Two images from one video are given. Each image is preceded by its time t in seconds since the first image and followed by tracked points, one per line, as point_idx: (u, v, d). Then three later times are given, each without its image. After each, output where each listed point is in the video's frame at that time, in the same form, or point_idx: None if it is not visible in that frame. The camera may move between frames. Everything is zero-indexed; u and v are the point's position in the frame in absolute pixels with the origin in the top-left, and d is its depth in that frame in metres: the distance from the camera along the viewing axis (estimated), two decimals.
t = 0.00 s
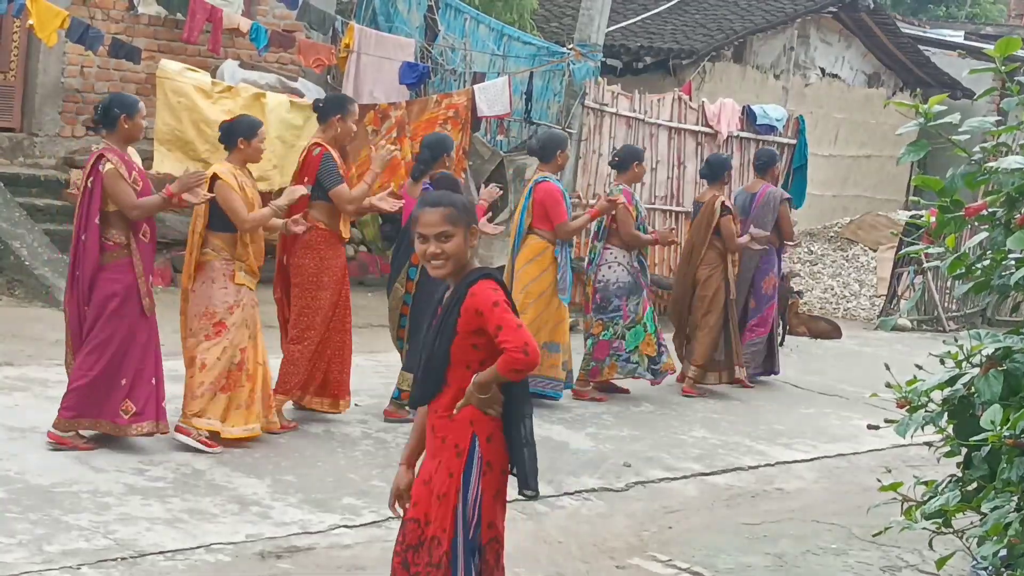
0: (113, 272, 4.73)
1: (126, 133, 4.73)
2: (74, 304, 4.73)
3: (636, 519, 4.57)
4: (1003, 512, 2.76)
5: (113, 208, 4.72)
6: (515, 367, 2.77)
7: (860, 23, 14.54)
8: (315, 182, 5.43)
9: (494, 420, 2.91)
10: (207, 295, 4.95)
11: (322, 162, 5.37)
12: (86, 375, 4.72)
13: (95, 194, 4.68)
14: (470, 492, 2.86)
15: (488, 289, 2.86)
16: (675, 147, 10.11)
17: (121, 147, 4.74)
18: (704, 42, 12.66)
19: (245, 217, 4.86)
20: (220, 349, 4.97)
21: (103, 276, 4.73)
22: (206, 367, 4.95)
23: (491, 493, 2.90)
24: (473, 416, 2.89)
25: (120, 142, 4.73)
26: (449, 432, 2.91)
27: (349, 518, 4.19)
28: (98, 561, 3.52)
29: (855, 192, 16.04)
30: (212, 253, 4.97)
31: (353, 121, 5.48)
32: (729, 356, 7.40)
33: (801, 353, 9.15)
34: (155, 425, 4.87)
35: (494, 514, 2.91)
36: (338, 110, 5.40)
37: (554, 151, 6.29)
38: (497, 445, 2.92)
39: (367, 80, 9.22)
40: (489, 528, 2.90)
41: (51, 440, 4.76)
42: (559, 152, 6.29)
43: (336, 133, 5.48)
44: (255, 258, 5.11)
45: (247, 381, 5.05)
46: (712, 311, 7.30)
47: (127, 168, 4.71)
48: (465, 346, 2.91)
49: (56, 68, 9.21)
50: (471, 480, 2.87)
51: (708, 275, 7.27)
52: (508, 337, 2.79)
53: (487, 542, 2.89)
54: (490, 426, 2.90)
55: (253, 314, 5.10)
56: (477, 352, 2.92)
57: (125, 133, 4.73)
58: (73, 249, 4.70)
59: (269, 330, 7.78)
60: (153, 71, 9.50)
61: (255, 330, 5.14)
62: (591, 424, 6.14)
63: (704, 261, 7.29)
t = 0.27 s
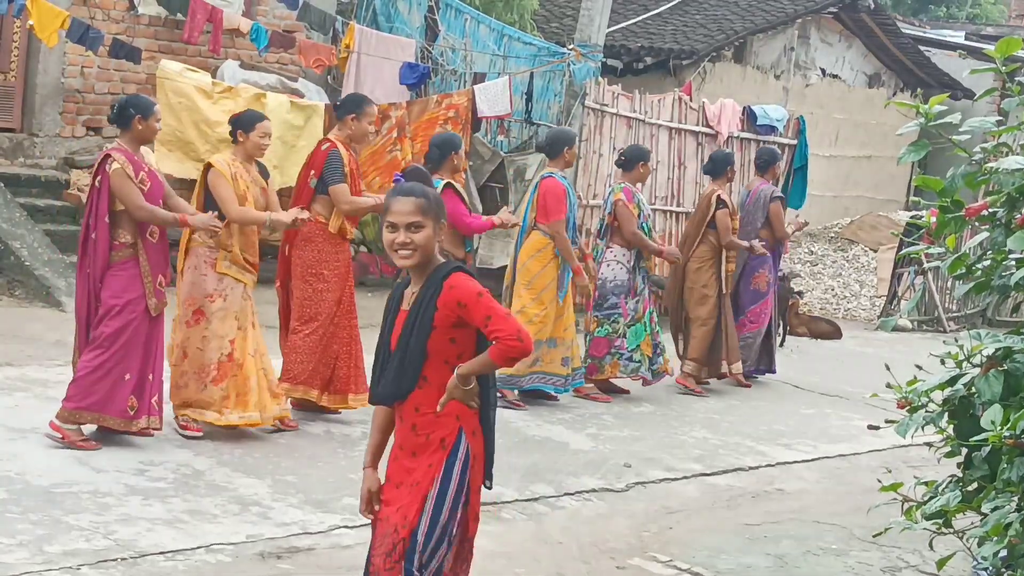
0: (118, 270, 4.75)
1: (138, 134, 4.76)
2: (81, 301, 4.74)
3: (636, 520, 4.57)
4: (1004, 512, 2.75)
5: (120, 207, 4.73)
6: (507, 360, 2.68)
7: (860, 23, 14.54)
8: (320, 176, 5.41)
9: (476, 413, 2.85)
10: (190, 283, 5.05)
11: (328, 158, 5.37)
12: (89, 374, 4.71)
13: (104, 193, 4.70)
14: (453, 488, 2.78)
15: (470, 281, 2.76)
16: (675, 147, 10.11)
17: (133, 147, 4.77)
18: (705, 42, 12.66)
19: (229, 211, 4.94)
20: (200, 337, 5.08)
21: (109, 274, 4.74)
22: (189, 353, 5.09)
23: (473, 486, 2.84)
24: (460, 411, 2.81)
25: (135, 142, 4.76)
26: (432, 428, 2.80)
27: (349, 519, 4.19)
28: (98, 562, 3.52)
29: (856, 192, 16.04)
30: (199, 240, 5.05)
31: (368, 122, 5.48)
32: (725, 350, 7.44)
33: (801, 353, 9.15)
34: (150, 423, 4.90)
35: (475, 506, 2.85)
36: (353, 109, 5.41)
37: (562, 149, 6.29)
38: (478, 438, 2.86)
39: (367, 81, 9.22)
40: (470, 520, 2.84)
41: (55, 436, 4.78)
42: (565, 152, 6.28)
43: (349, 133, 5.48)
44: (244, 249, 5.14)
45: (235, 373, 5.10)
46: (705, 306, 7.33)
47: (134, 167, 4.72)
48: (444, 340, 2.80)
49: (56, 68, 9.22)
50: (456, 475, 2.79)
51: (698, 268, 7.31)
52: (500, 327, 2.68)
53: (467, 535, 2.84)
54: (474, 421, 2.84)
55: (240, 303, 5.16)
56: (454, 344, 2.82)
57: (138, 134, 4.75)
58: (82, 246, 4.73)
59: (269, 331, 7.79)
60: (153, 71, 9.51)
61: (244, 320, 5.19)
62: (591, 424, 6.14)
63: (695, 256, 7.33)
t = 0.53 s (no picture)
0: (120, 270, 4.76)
1: (151, 133, 4.77)
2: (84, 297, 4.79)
3: (636, 520, 4.57)
4: (1003, 513, 2.75)
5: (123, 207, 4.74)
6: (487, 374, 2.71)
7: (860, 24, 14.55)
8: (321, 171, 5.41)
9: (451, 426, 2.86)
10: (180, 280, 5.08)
11: (329, 155, 5.39)
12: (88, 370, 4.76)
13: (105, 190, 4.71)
14: (423, 502, 2.78)
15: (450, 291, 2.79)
16: (676, 147, 10.11)
17: (142, 147, 4.78)
18: (705, 43, 12.67)
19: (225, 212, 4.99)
20: (190, 334, 5.15)
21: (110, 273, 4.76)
22: (179, 346, 5.17)
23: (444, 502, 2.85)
24: (433, 422, 2.82)
25: (146, 142, 4.77)
26: (408, 437, 2.81)
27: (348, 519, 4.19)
28: (99, 562, 3.52)
29: (856, 192, 16.05)
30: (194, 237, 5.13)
31: (378, 123, 5.48)
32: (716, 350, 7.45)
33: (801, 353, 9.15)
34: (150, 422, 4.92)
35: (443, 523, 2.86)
36: (365, 109, 5.44)
37: (566, 148, 6.30)
38: (451, 451, 2.87)
39: (367, 81, 9.23)
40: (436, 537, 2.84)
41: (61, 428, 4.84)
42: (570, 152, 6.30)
43: (359, 133, 5.49)
44: (236, 245, 5.18)
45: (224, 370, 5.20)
46: (697, 305, 7.33)
47: (139, 167, 4.72)
48: (423, 350, 2.82)
49: (56, 68, 9.23)
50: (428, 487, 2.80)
51: (694, 267, 7.30)
52: (485, 340, 2.72)
53: (432, 547, 2.84)
54: (447, 433, 2.85)
55: (233, 301, 5.20)
56: (435, 356, 2.84)
57: (150, 133, 4.77)
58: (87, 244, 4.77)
59: (269, 331, 7.79)
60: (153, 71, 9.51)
61: (236, 317, 5.23)
62: (591, 424, 6.14)
63: (692, 254, 7.32)
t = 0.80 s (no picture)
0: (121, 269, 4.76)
1: (153, 132, 4.77)
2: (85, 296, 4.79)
3: (636, 520, 4.57)
4: (1004, 512, 2.74)
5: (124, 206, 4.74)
6: (437, 376, 2.69)
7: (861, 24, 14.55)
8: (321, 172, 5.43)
9: (413, 430, 2.83)
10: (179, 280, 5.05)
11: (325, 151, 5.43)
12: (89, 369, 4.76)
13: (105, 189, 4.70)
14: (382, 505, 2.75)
15: (411, 292, 2.77)
16: (676, 147, 10.11)
17: (143, 147, 4.77)
18: (705, 43, 12.67)
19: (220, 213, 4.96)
20: (189, 333, 5.15)
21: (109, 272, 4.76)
22: (179, 346, 5.16)
23: (406, 508, 2.81)
24: (393, 424, 2.79)
25: (148, 142, 4.77)
26: (368, 440, 2.79)
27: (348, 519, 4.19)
28: (99, 561, 3.52)
29: (857, 193, 16.05)
30: (192, 237, 5.14)
31: (382, 124, 5.51)
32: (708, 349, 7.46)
33: (802, 353, 9.15)
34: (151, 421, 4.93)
35: (406, 530, 2.82)
36: (369, 110, 5.48)
37: (558, 148, 6.27)
38: (415, 455, 2.84)
39: (366, 80, 9.29)
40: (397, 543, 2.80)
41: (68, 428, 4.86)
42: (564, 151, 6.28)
43: (363, 133, 5.54)
44: (234, 245, 5.17)
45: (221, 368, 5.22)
46: (694, 305, 7.32)
47: (140, 166, 4.72)
48: (386, 352, 2.81)
49: (57, 69, 9.23)
50: (388, 491, 2.77)
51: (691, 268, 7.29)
52: (435, 344, 2.70)
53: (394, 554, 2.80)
54: (409, 437, 2.81)
55: (229, 301, 5.20)
56: (398, 359, 2.83)
57: (152, 132, 4.76)
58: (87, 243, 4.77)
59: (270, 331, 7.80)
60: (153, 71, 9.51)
61: (232, 316, 5.23)
62: (592, 424, 6.14)
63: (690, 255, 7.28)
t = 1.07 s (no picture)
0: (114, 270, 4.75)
1: (137, 132, 4.75)
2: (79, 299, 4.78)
3: (636, 520, 4.57)
4: (1005, 511, 2.74)
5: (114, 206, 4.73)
6: (352, 380, 2.71)
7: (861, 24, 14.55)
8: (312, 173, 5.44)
9: (360, 435, 2.85)
10: (177, 280, 5.05)
11: (318, 155, 5.41)
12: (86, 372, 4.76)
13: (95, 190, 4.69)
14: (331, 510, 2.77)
15: (339, 295, 2.80)
16: (676, 147, 10.11)
17: (129, 147, 4.76)
18: (705, 43, 12.67)
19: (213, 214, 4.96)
20: (189, 333, 5.14)
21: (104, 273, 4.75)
22: (179, 348, 5.16)
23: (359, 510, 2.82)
24: (338, 430, 2.81)
25: (134, 141, 4.76)
26: (313, 447, 2.82)
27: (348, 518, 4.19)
28: (99, 561, 3.52)
29: (857, 193, 16.06)
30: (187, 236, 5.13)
31: (367, 119, 5.47)
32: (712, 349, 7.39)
33: (802, 353, 9.15)
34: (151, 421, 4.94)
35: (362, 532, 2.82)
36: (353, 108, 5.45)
37: (544, 148, 6.29)
38: (364, 461, 2.85)
39: (367, 80, 9.27)
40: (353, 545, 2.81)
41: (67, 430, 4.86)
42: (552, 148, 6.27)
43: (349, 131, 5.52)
44: (230, 243, 5.19)
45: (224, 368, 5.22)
46: (694, 307, 7.32)
47: (128, 165, 4.71)
48: (322, 359, 2.84)
49: (57, 69, 9.23)
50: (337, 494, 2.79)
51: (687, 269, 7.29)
52: (348, 349, 2.72)
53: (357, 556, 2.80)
54: (355, 442, 2.83)
55: (228, 300, 5.21)
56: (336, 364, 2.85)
57: (136, 132, 4.75)
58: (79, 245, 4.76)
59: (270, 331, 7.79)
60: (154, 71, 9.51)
61: (231, 315, 5.24)
62: (591, 424, 6.14)
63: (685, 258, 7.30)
